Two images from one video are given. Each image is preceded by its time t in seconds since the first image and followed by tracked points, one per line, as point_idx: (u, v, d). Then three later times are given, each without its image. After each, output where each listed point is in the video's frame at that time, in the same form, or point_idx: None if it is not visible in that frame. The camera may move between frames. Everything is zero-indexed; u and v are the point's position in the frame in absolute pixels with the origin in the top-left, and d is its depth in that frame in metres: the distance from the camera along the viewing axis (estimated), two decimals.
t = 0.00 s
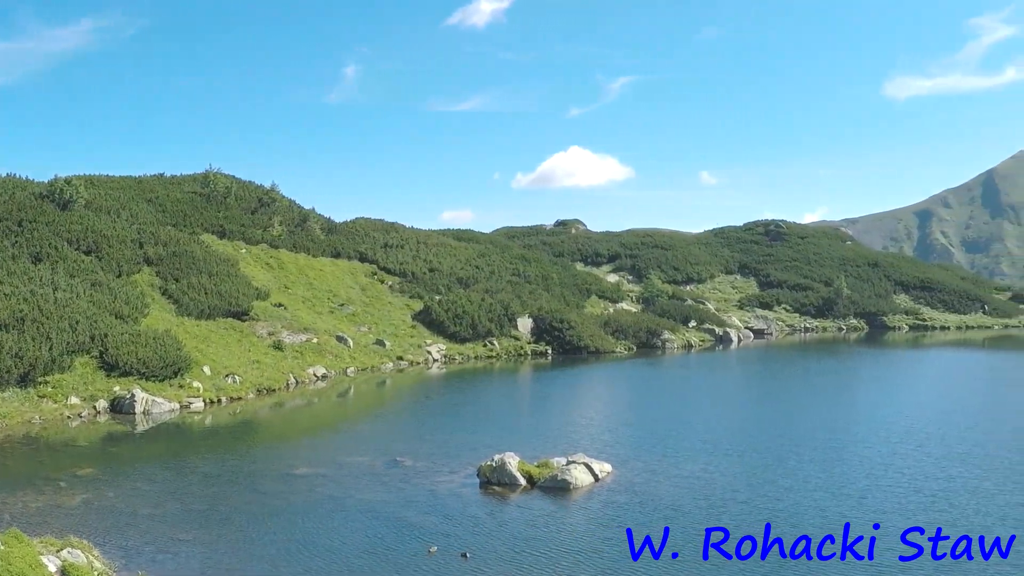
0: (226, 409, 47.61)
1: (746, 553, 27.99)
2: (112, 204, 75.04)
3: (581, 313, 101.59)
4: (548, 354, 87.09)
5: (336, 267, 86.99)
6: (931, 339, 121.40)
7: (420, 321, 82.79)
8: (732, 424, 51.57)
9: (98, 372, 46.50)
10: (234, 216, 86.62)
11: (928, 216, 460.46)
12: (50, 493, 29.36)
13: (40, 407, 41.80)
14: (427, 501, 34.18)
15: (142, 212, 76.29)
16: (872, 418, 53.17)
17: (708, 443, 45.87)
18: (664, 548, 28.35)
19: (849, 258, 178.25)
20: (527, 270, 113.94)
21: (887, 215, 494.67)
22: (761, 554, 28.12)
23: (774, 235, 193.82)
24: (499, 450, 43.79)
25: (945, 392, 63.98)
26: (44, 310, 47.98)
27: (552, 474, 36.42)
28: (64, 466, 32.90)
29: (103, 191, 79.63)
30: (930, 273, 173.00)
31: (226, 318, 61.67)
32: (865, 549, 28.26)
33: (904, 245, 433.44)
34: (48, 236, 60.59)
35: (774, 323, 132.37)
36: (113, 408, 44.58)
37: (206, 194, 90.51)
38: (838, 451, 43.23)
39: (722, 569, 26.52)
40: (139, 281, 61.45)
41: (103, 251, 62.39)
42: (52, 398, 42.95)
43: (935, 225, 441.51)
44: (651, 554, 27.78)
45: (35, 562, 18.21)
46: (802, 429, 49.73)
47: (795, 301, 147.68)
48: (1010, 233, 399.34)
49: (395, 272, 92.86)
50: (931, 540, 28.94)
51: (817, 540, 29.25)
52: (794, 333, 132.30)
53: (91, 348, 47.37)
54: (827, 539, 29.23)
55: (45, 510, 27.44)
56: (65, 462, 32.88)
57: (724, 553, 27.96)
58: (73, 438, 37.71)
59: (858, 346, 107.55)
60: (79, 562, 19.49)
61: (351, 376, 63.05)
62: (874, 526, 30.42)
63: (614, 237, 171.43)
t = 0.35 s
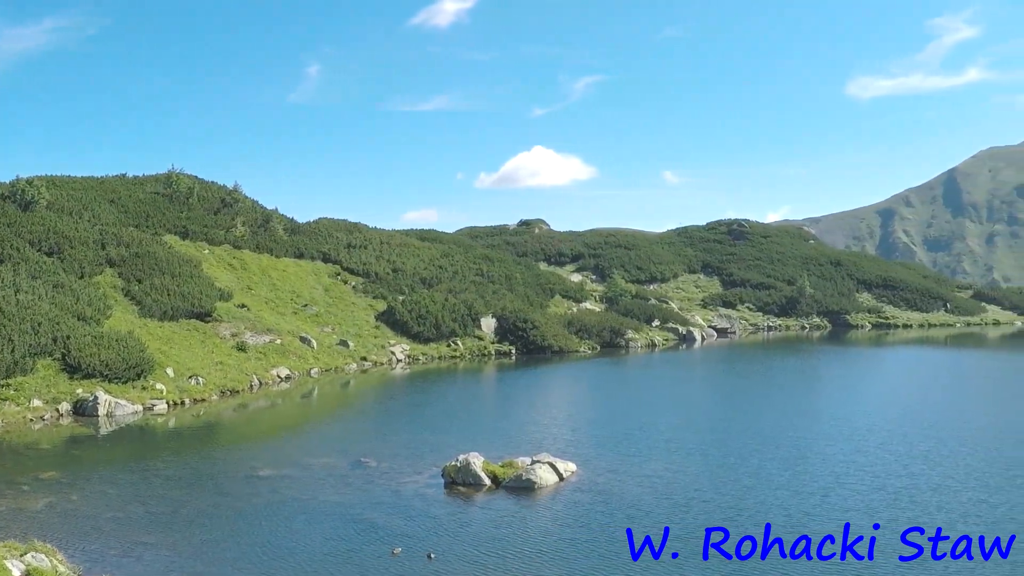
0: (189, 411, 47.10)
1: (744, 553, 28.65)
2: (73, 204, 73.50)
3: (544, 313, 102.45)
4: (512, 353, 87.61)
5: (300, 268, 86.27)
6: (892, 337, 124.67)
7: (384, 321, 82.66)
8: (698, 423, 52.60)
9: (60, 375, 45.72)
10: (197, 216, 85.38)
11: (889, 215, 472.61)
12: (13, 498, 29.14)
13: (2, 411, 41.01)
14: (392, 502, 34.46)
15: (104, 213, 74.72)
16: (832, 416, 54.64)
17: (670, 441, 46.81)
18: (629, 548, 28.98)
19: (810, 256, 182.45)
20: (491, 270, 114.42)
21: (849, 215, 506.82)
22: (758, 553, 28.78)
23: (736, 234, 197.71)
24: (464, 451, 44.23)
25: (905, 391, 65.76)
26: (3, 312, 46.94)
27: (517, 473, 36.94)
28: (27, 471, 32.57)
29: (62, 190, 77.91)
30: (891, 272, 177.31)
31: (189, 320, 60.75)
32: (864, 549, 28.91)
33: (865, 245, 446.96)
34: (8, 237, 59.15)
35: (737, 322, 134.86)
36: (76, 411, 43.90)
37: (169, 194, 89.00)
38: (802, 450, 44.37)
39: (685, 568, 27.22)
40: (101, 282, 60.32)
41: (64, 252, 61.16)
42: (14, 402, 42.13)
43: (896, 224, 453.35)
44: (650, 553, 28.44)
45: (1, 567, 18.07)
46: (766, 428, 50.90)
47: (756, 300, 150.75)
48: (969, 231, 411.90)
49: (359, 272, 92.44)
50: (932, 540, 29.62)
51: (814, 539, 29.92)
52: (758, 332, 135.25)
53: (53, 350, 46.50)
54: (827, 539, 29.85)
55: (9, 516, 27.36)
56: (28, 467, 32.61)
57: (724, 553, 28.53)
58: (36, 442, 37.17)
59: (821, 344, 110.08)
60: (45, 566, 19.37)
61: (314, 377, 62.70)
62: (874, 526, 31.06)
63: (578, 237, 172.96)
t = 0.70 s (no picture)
0: (153, 413, 46.61)
1: (743, 553, 29.31)
2: (33, 205, 71.96)
3: (507, 313, 103.06)
4: (476, 353, 87.99)
5: (263, 269, 85.41)
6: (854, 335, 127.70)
7: (347, 321, 82.39)
8: (667, 422, 53.64)
9: (21, 378, 44.98)
10: (159, 217, 84.07)
11: (851, 214, 483.80)
12: None
13: None
14: (356, 503, 34.75)
15: (66, 214, 73.42)
16: (795, 415, 55.92)
17: (633, 441, 47.65)
18: (592, 548, 29.56)
19: (772, 256, 186.17)
20: (454, 270, 114.61)
21: (813, 214, 517.74)
22: (756, 552, 29.45)
23: (699, 234, 200.91)
24: (429, 451, 44.59)
25: (867, 390, 67.36)
26: None
27: (482, 473, 37.43)
28: None
29: (21, 190, 76.21)
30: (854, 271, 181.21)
31: (152, 322, 59.79)
32: (863, 549, 29.48)
33: (828, 243, 457.61)
34: None
35: (701, 321, 137.14)
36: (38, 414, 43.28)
37: (131, 195, 87.41)
38: (767, 449, 45.56)
39: (646, 567, 27.90)
40: (63, 284, 59.16)
41: (25, 253, 59.93)
42: None
43: (858, 224, 464.43)
44: (649, 553, 29.10)
45: None
46: (734, 427, 52.17)
47: (719, 300, 153.41)
48: (930, 229, 423.58)
49: (321, 273, 91.78)
50: (931, 540, 30.14)
51: (813, 539, 30.53)
52: (721, 330, 137.61)
53: (14, 353, 45.68)
54: (827, 539, 30.42)
55: None
56: None
57: (723, 554, 29.18)
58: None
59: (785, 344, 112.42)
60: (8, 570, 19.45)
61: (278, 378, 62.26)
62: (874, 526, 31.63)
63: (541, 237, 174.05)
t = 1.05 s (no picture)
0: (116, 415, 46.10)
1: (745, 553, 29.89)
2: None
3: (471, 313, 103.54)
4: (440, 354, 88.29)
5: (226, 270, 84.52)
6: (816, 334, 130.69)
7: (311, 322, 82.05)
8: (635, 422, 54.67)
9: None
10: (121, 218, 82.77)
11: (814, 213, 494.52)
12: None
13: None
14: (321, 505, 35.05)
15: (28, 215, 72.02)
16: (758, 415, 57.25)
17: (597, 441, 48.48)
18: (554, 548, 30.19)
19: (734, 255, 189.74)
20: (418, 270, 114.60)
21: (777, 213, 528.01)
22: (758, 553, 30.01)
23: (662, 233, 203.81)
24: (393, 452, 44.98)
25: (830, 389, 69.04)
26: None
27: (446, 474, 37.90)
28: None
29: None
30: (818, 270, 185.27)
31: (115, 323, 58.87)
32: (866, 550, 30.07)
33: (791, 242, 467.63)
34: None
35: (664, 320, 139.27)
36: None
37: (94, 196, 85.88)
38: (734, 448, 46.74)
39: (606, 566, 28.60)
40: (24, 286, 57.96)
41: None
42: None
43: (820, 223, 475.10)
44: (649, 553, 29.73)
45: None
46: (704, 426, 53.41)
47: (681, 299, 155.84)
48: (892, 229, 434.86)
49: (284, 274, 91.05)
50: (932, 540, 30.78)
51: (815, 539, 31.11)
52: (684, 329, 139.70)
53: None
54: (827, 539, 31.03)
55: None
56: None
57: (724, 554, 29.73)
58: None
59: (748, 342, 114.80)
60: None
61: (242, 379, 61.77)
62: (874, 526, 32.27)
63: (504, 237, 174.90)
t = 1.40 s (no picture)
0: (79, 418, 45.65)
1: (744, 553, 30.50)
2: None
3: (437, 313, 103.81)
4: (405, 354, 88.43)
5: (191, 271, 83.60)
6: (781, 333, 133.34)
7: (275, 323, 81.56)
8: (604, 422, 55.50)
9: None
10: (85, 219, 81.44)
11: (777, 211, 504.34)
12: None
13: None
14: (286, 507, 35.31)
15: None
16: (725, 414, 58.51)
17: (562, 440, 49.27)
18: (518, 548, 30.80)
19: (699, 254, 192.82)
20: (383, 271, 114.44)
21: (743, 212, 537.43)
22: (757, 553, 30.60)
23: (626, 233, 206.29)
24: (359, 452, 45.23)
25: (796, 388, 70.60)
26: None
27: (412, 474, 38.31)
28: None
29: None
30: (782, 269, 189.07)
31: (78, 325, 57.96)
32: (866, 550, 30.56)
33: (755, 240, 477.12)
34: None
35: (629, 320, 141.08)
36: None
37: (56, 197, 84.39)
38: (703, 447, 47.73)
39: (568, 565, 29.23)
40: None
41: None
42: None
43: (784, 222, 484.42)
44: (648, 553, 30.42)
45: None
46: (673, 425, 54.43)
47: (647, 298, 157.87)
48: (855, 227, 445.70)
49: (248, 275, 90.21)
50: (931, 540, 31.21)
51: (814, 539, 31.68)
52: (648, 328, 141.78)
53: None
54: (827, 539, 31.55)
55: None
56: None
57: (724, 553, 30.30)
58: None
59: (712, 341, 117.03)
60: None
61: (207, 381, 61.24)
62: (874, 526, 32.77)
63: (469, 237, 175.50)
